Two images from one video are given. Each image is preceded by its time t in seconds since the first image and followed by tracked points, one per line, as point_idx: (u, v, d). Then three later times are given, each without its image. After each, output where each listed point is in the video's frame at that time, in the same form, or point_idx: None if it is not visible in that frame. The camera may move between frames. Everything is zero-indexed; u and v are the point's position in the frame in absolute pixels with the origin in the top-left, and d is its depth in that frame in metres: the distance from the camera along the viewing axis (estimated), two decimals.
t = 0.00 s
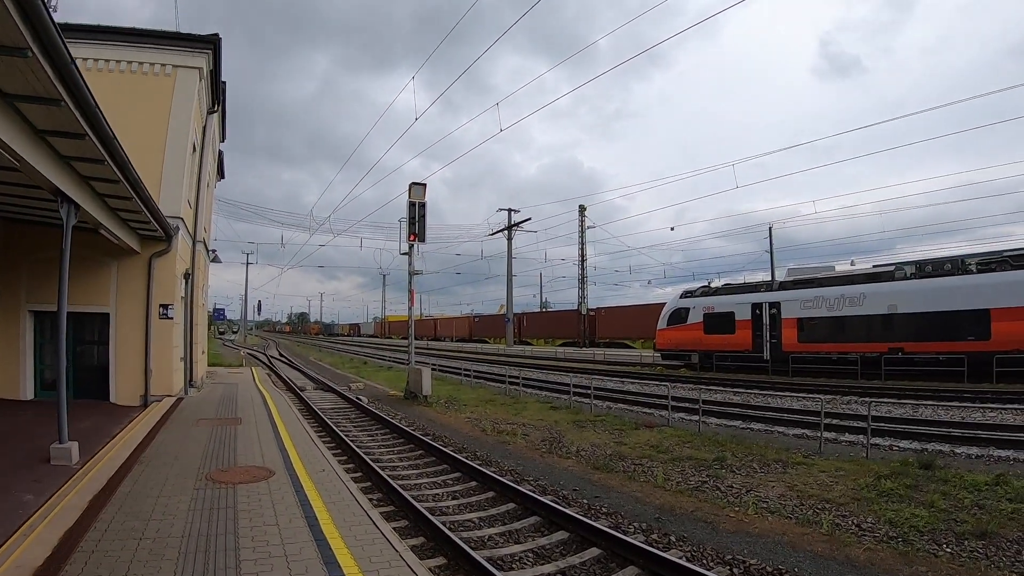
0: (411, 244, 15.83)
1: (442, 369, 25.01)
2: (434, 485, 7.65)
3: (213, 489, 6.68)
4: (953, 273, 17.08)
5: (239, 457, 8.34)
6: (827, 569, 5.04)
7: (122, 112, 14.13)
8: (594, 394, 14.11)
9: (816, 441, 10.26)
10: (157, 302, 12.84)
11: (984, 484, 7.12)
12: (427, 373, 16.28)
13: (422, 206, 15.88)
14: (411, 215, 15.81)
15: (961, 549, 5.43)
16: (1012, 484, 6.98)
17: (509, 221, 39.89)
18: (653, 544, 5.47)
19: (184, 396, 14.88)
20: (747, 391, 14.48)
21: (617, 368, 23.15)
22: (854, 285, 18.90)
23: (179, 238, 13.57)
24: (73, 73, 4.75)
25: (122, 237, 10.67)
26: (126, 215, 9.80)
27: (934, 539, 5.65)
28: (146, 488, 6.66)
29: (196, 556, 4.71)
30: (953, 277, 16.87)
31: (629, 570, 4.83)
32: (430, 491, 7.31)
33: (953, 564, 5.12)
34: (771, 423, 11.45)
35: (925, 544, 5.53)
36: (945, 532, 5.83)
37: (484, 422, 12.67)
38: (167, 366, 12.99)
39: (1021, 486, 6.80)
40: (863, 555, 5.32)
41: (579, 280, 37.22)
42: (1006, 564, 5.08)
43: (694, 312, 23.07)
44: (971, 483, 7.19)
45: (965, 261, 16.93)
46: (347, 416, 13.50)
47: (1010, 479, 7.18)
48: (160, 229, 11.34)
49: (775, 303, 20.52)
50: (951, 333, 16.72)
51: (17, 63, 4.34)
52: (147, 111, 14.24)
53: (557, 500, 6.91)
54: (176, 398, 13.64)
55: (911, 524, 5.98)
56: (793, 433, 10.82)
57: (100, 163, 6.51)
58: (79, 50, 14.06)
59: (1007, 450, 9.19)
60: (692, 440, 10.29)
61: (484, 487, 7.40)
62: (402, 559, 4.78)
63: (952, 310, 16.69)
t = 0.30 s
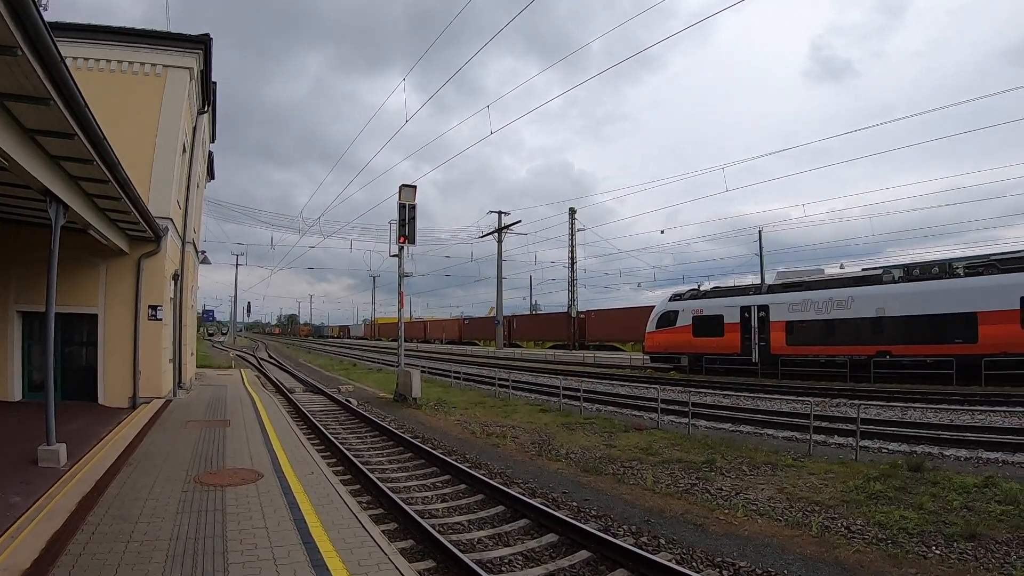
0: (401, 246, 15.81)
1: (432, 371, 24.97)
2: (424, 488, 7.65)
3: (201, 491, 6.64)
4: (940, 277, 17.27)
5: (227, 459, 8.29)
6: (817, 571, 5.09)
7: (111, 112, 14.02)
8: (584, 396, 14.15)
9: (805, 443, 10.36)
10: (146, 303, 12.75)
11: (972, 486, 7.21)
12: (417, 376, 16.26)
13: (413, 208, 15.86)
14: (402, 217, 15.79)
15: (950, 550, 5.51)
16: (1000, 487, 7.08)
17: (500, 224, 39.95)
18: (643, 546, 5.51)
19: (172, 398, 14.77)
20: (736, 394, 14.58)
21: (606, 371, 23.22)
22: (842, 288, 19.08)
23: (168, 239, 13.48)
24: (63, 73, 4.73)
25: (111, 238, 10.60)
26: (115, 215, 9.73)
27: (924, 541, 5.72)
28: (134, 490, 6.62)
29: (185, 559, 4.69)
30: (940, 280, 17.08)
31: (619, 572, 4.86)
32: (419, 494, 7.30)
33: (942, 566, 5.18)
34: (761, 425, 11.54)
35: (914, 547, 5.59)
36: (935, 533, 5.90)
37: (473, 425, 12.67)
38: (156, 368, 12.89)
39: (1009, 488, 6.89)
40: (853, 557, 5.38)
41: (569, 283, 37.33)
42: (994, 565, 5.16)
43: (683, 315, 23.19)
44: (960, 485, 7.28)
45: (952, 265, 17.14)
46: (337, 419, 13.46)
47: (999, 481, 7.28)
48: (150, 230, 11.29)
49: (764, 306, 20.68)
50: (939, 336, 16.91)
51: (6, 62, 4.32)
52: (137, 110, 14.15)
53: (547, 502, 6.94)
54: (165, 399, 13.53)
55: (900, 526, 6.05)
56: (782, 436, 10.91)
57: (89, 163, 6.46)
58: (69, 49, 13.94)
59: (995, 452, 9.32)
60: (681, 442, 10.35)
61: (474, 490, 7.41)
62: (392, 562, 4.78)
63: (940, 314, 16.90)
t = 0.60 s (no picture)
0: (395, 248, 15.80)
1: (427, 372, 24.96)
2: (418, 490, 7.66)
3: (195, 494, 6.61)
4: (932, 278, 17.40)
5: (222, 461, 8.26)
6: (812, 571, 5.13)
7: (104, 113, 13.97)
8: (578, 398, 14.18)
9: (800, 444, 10.41)
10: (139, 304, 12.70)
11: (967, 486, 7.27)
12: (411, 377, 16.25)
13: (407, 209, 15.87)
14: (396, 218, 15.78)
15: (946, 550, 5.55)
16: (994, 486, 7.14)
17: (495, 226, 39.94)
18: (638, 547, 5.53)
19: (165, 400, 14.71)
20: (730, 395, 14.63)
21: (601, 372, 23.27)
22: (834, 290, 19.20)
23: (162, 241, 13.42)
24: (57, 74, 4.72)
25: (105, 239, 10.55)
26: (109, 216, 9.72)
27: (919, 541, 5.76)
28: (128, 493, 6.59)
29: (179, 561, 4.68)
30: (932, 281, 17.20)
31: (614, 573, 4.88)
32: (414, 496, 7.30)
33: (938, 566, 5.23)
34: (755, 427, 11.59)
35: (909, 547, 5.63)
36: (930, 533, 5.95)
37: (468, 426, 12.68)
38: (149, 370, 12.83)
39: (1003, 488, 6.96)
40: (848, 557, 5.42)
41: (564, 284, 37.36)
42: (989, 565, 5.21)
43: (676, 317, 23.27)
44: (954, 485, 7.34)
45: (944, 267, 17.25)
46: (331, 421, 13.43)
47: (992, 481, 7.35)
48: (143, 231, 11.25)
49: (757, 308, 20.78)
50: (931, 337, 17.03)
51: None
52: (131, 112, 14.10)
53: (542, 504, 6.95)
54: (158, 401, 13.46)
55: (895, 527, 6.09)
56: (776, 436, 10.97)
57: (82, 163, 6.44)
58: (63, 50, 13.87)
59: (987, 452, 9.39)
60: (676, 444, 10.39)
61: (468, 491, 7.42)
62: (386, 564, 4.79)
63: (931, 314, 17.02)
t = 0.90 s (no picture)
0: (390, 246, 15.79)
1: (422, 371, 24.96)
2: (413, 488, 7.67)
3: (190, 493, 6.61)
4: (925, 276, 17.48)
5: (217, 460, 8.26)
6: (807, 569, 5.17)
7: (98, 112, 13.89)
8: (573, 396, 14.20)
9: (795, 442, 10.46)
10: (134, 303, 12.66)
11: (962, 483, 7.33)
12: (407, 376, 16.25)
13: (402, 208, 15.86)
14: (391, 217, 15.77)
15: (941, 547, 5.60)
16: (989, 484, 7.20)
17: (490, 224, 39.88)
18: (634, 546, 5.55)
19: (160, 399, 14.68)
20: (724, 393, 14.68)
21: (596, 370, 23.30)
22: (828, 288, 19.28)
23: (156, 240, 13.38)
24: (51, 72, 4.70)
25: (99, 239, 10.51)
26: (103, 215, 9.69)
27: (914, 538, 5.81)
28: (122, 493, 6.57)
29: (173, 562, 4.67)
30: (925, 279, 17.29)
31: (610, 572, 4.90)
32: (409, 494, 7.31)
33: (933, 563, 5.27)
34: (750, 424, 11.64)
35: (905, 544, 5.67)
36: (925, 531, 5.99)
37: (463, 425, 12.69)
38: (144, 368, 12.80)
39: (998, 485, 7.01)
40: (844, 554, 5.46)
41: (559, 283, 37.34)
42: (984, 562, 5.25)
43: (670, 315, 23.31)
44: (949, 483, 7.39)
45: (936, 265, 17.34)
46: (327, 419, 13.43)
47: (987, 478, 7.41)
48: (137, 231, 11.22)
49: (750, 305, 20.85)
50: (925, 335, 17.12)
51: None
52: (125, 110, 14.04)
53: (537, 502, 6.97)
54: (154, 400, 13.43)
55: (890, 524, 6.14)
56: (771, 434, 11.01)
57: (76, 162, 6.41)
58: (57, 49, 13.77)
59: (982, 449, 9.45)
60: (671, 441, 10.43)
61: (463, 489, 7.44)
62: (381, 563, 4.79)
63: (924, 312, 17.11)
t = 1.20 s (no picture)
0: (383, 244, 15.77)
1: (414, 369, 24.93)
2: (406, 487, 7.68)
3: (181, 493, 6.59)
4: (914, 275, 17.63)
5: (208, 460, 8.23)
6: (800, 567, 5.21)
7: (89, 109, 13.78)
8: (566, 394, 14.24)
9: (787, 440, 10.53)
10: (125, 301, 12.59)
11: (954, 482, 7.40)
12: (399, 374, 16.24)
13: (395, 206, 15.84)
14: (384, 215, 15.75)
15: (934, 546, 5.66)
16: (981, 482, 7.28)
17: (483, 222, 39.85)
18: (628, 545, 5.58)
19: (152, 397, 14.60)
20: (716, 391, 14.75)
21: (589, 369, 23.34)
22: (818, 287, 19.42)
23: (148, 237, 13.31)
24: (42, 69, 4.68)
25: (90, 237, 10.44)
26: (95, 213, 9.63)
27: (907, 537, 5.87)
28: (114, 492, 6.55)
29: (165, 561, 4.67)
30: (913, 279, 17.45)
31: (603, 571, 4.93)
32: (402, 493, 7.32)
33: (926, 562, 5.33)
34: (742, 423, 11.70)
35: (898, 543, 5.73)
36: (918, 529, 6.05)
37: (456, 423, 12.70)
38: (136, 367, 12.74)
39: (991, 484, 7.09)
40: (838, 553, 5.51)
41: (552, 281, 37.38)
42: (977, 560, 5.32)
43: (661, 314, 23.39)
44: (941, 481, 7.47)
45: (925, 264, 17.49)
46: (320, 418, 13.40)
47: (980, 477, 7.49)
48: (129, 229, 11.15)
49: (740, 304, 20.97)
50: (914, 334, 17.27)
51: None
52: (116, 107, 13.94)
53: (530, 501, 6.99)
54: (145, 399, 13.36)
55: (883, 523, 6.20)
56: (763, 433, 11.07)
57: (67, 160, 6.38)
58: (47, 45, 13.64)
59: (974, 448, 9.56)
60: (665, 440, 10.47)
61: (457, 488, 7.46)
62: (373, 563, 4.79)
63: (914, 312, 17.26)
